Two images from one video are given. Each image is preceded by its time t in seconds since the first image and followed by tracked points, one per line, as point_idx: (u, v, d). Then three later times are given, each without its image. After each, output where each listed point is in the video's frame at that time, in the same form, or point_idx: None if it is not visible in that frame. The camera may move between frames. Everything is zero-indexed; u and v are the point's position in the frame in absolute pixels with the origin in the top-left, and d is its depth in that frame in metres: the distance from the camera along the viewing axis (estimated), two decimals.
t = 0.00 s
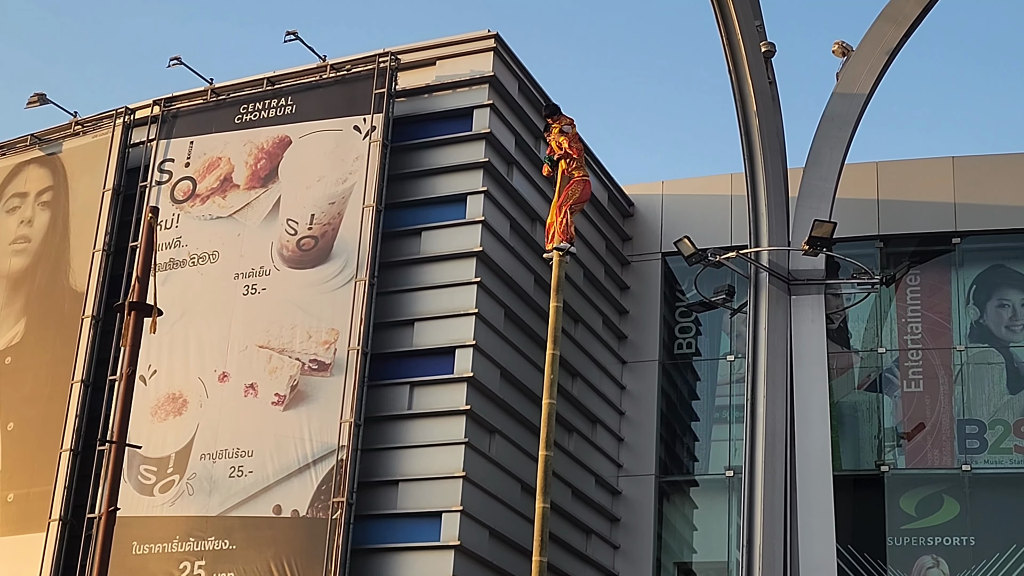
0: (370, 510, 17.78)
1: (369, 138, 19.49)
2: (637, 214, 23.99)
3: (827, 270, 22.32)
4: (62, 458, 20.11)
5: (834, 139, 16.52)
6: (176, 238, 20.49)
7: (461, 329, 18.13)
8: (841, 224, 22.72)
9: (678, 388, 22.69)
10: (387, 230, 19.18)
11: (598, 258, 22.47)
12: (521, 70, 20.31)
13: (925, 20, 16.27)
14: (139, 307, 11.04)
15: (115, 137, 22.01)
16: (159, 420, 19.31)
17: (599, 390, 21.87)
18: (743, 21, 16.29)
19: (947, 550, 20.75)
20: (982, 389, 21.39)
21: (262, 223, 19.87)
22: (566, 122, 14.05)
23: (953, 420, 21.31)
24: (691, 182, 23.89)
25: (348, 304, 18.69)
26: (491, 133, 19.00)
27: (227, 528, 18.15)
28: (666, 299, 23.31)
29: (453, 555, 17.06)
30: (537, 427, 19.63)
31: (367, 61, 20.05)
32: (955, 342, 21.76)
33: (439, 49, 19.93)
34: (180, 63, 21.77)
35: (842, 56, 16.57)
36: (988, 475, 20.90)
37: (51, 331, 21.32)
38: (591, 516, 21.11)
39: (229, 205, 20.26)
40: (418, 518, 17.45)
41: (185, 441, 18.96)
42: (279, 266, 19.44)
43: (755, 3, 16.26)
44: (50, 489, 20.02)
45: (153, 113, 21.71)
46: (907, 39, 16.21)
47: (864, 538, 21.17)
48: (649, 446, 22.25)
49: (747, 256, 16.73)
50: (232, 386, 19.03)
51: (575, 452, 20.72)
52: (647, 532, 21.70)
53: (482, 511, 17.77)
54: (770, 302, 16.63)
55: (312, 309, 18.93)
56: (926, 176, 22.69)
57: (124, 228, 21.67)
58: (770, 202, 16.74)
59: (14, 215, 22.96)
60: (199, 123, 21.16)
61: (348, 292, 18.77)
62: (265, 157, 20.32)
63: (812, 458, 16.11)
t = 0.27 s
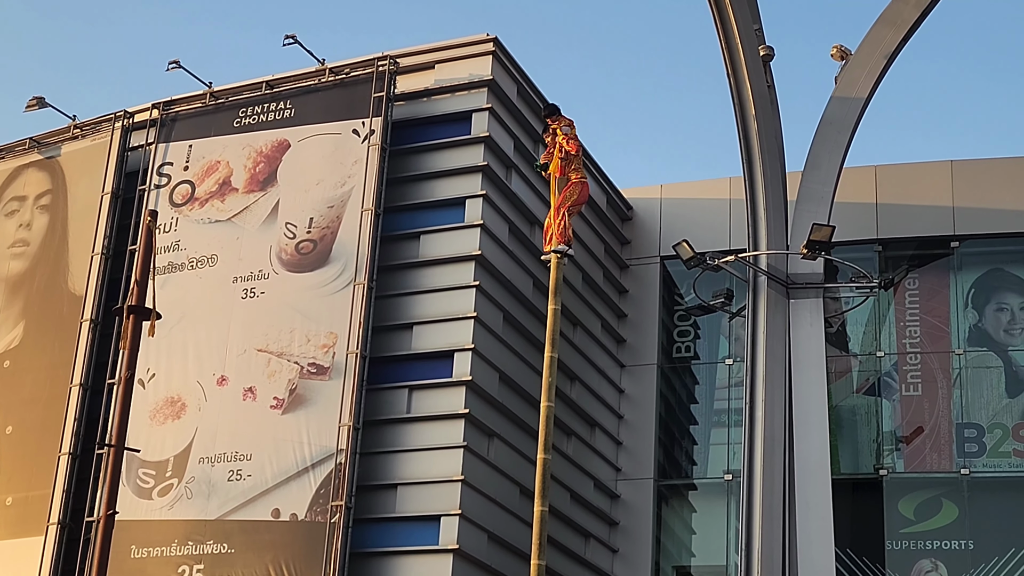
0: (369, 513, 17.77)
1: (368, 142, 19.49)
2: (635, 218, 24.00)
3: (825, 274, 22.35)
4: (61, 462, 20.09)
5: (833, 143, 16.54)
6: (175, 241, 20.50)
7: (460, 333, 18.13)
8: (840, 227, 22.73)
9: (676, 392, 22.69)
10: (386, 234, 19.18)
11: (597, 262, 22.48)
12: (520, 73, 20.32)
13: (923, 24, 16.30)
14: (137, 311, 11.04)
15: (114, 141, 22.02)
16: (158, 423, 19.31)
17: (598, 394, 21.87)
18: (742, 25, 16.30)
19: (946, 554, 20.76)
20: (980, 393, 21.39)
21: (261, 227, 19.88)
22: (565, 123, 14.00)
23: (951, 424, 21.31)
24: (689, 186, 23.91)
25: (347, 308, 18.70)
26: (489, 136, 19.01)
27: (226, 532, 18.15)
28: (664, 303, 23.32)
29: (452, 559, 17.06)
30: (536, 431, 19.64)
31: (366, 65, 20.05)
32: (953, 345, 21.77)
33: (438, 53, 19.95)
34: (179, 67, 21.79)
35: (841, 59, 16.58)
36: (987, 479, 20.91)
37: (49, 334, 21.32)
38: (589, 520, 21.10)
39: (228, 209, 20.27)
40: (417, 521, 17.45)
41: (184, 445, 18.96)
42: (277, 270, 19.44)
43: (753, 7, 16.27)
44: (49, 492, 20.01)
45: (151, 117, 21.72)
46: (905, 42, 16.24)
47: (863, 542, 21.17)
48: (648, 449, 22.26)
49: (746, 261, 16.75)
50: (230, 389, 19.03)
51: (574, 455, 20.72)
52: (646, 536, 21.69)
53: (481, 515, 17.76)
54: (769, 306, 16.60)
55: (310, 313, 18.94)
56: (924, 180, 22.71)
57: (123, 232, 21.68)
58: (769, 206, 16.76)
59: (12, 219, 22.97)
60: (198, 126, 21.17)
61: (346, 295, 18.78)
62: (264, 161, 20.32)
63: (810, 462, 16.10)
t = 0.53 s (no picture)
0: (368, 515, 17.77)
1: (367, 144, 19.50)
2: (634, 220, 24.00)
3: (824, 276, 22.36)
4: (60, 464, 20.09)
5: (832, 145, 16.55)
6: (174, 244, 20.49)
7: (459, 335, 18.13)
8: (839, 229, 22.73)
9: (675, 394, 22.69)
10: (385, 236, 19.18)
11: (596, 264, 22.48)
12: (519, 76, 20.33)
13: (922, 26, 16.28)
14: (136, 313, 11.05)
15: (113, 143, 22.02)
16: (157, 426, 19.30)
17: (597, 396, 21.87)
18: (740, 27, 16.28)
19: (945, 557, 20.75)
20: (979, 396, 21.39)
21: (260, 229, 19.88)
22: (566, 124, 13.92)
23: (950, 427, 21.30)
24: (688, 188, 23.91)
25: (346, 310, 18.70)
26: (488, 138, 19.01)
27: (225, 534, 18.13)
28: (663, 305, 23.32)
29: (451, 561, 17.06)
30: (535, 433, 19.64)
31: (364, 67, 20.04)
32: (953, 348, 21.77)
33: (437, 55, 19.95)
34: (178, 69, 21.79)
35: (839, 62, 16.59)
36: (986, 481, 20.90)
37: (48, 337, 21.31)
38: (588, 522, 21.10)
39: (227, 211, 20.27)
40: (416, 523, 17.45)
41: (183, 447, 18.96)
42: (276, 272, 19.44)
43: (752, 9, 16.27)
44: (48, 495, 20.00)
45: (150, 119, 21.72)
46: (904, 45, 16.24)
47: (862, 544, 21.15)
48: (647, 452, 22.26)
49: (746, 263, 16.62)
50: (229, 391, 19.02)
51: (573, 458, 20.71)
52: (645, 539, 21.69)
53: (480, 517, 17.76)
54: (768, 308, 16.60)
55: (309, 315, 18.94)
56: (923, 182, 22.71)
57: (122, 234, 21.68)
58: (768, 209, 16.78)
59: (11, 221, 22.97)
60: (197, 128, 21.17)
61: (345, 297, 18.78)
62: (263, 163, 20.33)
63: (809, 464, 16.11)
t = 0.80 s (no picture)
0: (367, 517, 17.77)
1: (366, 145, 19.50)
2: (633, 221, 24.00)
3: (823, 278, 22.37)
4: (59, 465, 20.08)
5: (831, 147, 16.56)
6: (173, 245, 20.49)
7: (458, 337, 18.13)
8: (838, 231, 22.73)
9: (674, 396, 22.67)
10: (384, 237, 19.18)
11: (595, 265, 22.47)
12: (518, 77, 20.34)
13: (921, 28, 16.29)
14: (136, 316, 11.10)
15: (112, 145, 22.02)
16: (156, 427, 19.30)
17: (596, 397, 21.88)
18: (740, 29, 16.29)
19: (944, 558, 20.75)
20: (978, 398, 21.39)
21: (259, 230, 19.88)
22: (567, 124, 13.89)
23: (949, 428, 21.30)
24: (687, 190, 23.91)
25: (345, 311, 18.70)
26: (488, 140, 19.01)
27: (224, 536, 18.13)
28: (662, 306, 23.32)
29: (450, 562, 17.06)
30: (534, 434, 19.63)
31: (364, 68, 20.10)
32: (952, 349, 21.77)
33: (436, 57, 19.95)
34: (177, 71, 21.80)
35: (839, 64, 16.60)
36: (985, 483, 20.90)
37: (47, 338, 21.30)
38: (588, 524, 21.10)
39: (226, 212, 20.27)
40: (415, 525, 17.45)
41: (182, 448, 18.95)
42: (275, 273, 19.44)
43: (751, 11, 16.28)
44: (47, 496, 19.99)
45: (150, 120, 21.72)
46: (903, 47, 16.25)
47: (861, 545, 21.15)
48: (646, 453, 22.26)
49: (745, 265, 16.63)
50: (228, 393, 19.02)
51: (572, 459, 20.71)
52: (644, 540, 21.69)
53: (479, 519, 17.76)
54: (767, 309, 16.58)
55: (308, 316, 18.94)
56: (923, 183, 22.72)
57: (121, 235, 21.67)
58: (767, 211, 16.78)
59: (10, 222, 22.97)
60: (196, 130, 21.17)
61: (344, 299, 18.78)
62: (262, 164, 20.33)
63: (808, 465, 16.11)
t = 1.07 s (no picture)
0: (367, 519, 17.76)
1: (365, 148, 19.50)
2: (632, 223, 24.00)
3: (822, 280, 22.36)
4: (58, 467, 20.08)
5: (830, 150, 16.56)
6: (172, 247, 20.49)
7: (457, 339, 18.13)
8: (837, 234, 22.73)
9: (674, 398, 22.66)
10: (384, 239, 19.18)
11: (594, 268, 22.47)
12: (518, 79, 20.34)
13: (921, 31, 16.28)
14: (135, 317, 11.08)
15: (111, 147, 22.02)
16: (155, 429, 19.29)
17: (595, 400, 21.88)
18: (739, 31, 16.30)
19: (944, 560, 20.75)
20: (978, 400, 21.39)
21: (258, 233, 19.88)
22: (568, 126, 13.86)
23: (949, 431, 21.30)
24: (687, 192, 23.91)
25: (344, 313, 18.69)
26: (487, 142, 19.00)
27: (223, 538, 18.12)
28: (661, 309, 23.31)
29: (449, 565, 17.05)
30: (533, 437, 19.63)
31: (363, 71, 20.13)
32: (951, 352, 21.77)
33: (435, 59, 19.95)
34: (177, 73, 21.81)
35: (838, 66, 16.61)
36: (984, 485, 20.90)
37: (46, 340, 21.29)
38: (587, 526, 21.10)
39: (225, 214, 20.27)
40: (414, 527, 17.44)
41: (181, 450, 18.95)
42: (275, 275, 19.44)
43: (751, 13, 16.28)
44: (46, 497, 19.98)
45: (149, 123, 21.72)
46: (903, 49, 16.24)
47: (860, 547, 21.14)
48: (645, 456, 22.27)
49: (743, 267, 16.74)
50: (227, 395, 19.02)
51: (571, 462, 20.71)
52: (643, 542, 21.69)
53: (478, 521, 17.75)
54: (766, 312, 16.63)
55: (307, 318, 18.93)
56: (922, 186, 22.72)
57: (120, 237, 21.67)
58: (766, 213, 16.78)
59: (9, 224, 22.97)
60: (195, 132, 21.17)
61: (344, 301, 18.77)
62: (262, 166, 20.32)
63: (807, 467, 16.12)
